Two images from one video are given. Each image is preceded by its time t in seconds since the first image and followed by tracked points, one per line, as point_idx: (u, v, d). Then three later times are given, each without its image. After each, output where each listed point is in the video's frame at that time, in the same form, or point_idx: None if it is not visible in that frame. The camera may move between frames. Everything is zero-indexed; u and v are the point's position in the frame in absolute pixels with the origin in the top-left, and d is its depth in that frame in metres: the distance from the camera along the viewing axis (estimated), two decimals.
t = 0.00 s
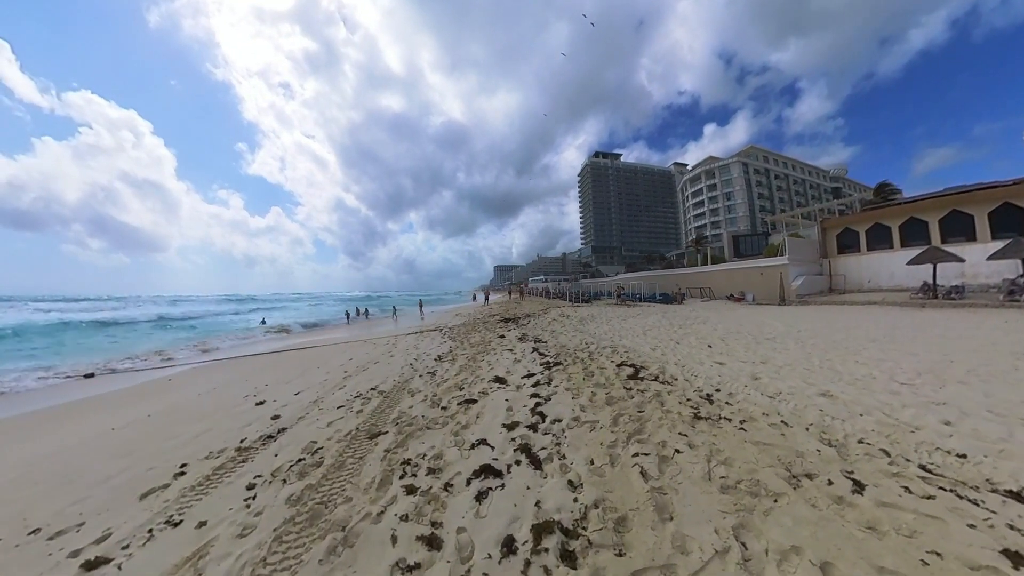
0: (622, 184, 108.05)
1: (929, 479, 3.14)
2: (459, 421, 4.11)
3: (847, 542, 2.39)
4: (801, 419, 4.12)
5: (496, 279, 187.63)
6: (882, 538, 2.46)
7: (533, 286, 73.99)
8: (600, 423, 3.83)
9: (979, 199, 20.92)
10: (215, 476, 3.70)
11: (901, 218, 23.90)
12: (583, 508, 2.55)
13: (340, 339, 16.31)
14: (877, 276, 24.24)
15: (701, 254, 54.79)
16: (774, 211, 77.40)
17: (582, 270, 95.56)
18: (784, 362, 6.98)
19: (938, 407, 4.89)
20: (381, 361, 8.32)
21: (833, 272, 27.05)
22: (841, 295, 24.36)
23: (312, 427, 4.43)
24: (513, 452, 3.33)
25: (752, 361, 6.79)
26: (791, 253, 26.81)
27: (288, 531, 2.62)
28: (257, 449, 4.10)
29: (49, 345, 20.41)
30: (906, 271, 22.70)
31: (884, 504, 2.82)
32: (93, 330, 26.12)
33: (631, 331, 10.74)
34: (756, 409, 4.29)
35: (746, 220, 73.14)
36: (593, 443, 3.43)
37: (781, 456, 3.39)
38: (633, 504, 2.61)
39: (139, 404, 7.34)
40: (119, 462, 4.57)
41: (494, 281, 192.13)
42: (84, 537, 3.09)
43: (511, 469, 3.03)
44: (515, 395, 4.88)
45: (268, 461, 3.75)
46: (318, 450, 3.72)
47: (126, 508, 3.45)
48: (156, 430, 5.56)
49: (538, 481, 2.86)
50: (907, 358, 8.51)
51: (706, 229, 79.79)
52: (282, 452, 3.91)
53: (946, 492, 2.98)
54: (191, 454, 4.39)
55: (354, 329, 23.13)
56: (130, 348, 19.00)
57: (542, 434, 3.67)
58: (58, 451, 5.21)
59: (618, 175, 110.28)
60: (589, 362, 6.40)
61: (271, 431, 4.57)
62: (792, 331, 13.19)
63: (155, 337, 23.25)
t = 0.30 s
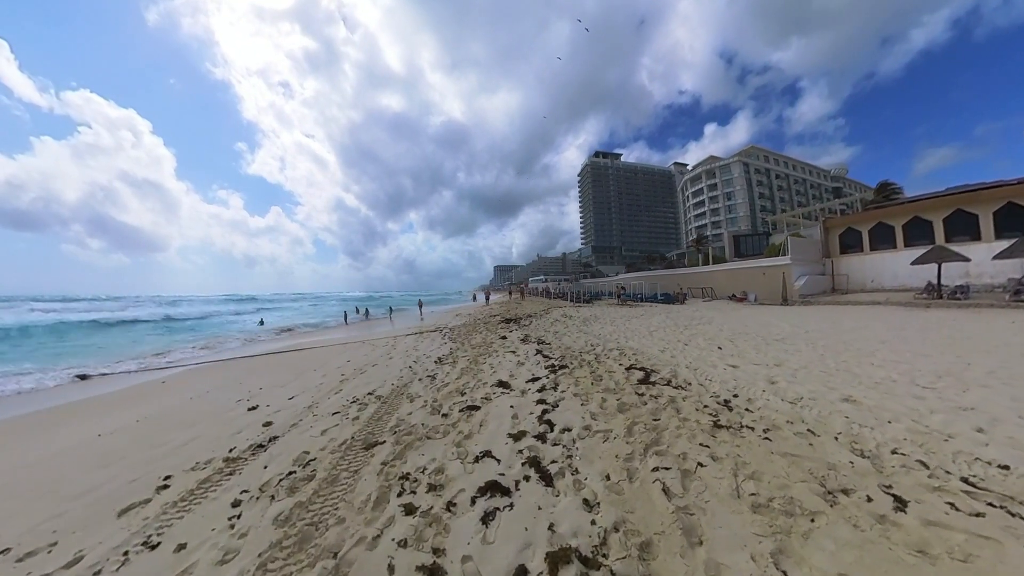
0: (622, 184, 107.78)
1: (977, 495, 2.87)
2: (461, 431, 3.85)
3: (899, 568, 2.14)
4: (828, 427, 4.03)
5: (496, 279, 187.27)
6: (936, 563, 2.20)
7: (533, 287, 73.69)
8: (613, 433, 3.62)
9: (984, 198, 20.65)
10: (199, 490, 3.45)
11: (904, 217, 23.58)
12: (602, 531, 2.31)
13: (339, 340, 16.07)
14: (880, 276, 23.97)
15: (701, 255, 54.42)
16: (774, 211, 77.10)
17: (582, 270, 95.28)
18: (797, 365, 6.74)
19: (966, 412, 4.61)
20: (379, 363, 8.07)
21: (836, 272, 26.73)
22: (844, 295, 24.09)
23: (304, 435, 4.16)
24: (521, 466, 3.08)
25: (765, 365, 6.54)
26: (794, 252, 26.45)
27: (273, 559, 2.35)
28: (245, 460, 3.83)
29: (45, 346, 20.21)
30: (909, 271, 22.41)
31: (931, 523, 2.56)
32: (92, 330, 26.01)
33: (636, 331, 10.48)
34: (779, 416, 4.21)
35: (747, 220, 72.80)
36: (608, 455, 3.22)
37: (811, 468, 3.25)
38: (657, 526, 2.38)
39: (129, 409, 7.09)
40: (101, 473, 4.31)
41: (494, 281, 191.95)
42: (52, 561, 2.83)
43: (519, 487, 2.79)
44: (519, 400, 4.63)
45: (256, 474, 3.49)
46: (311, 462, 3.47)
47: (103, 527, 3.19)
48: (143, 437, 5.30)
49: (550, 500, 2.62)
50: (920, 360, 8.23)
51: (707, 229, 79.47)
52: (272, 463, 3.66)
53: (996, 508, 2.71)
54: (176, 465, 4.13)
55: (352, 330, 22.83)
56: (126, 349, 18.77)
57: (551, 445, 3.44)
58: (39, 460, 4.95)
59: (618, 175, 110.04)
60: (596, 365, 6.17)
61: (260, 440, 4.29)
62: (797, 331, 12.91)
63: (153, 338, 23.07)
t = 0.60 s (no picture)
0: (622, 183, 107.50)
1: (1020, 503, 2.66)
2: (461, 435, 3.63)
3: None
4: (853, 432, 3.86)
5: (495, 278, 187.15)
6: None
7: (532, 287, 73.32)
8: (624, 439, 3.44)
9: (987, 196, 20.40)
10: (180, 500, 3.20)
11: (906, 216, 23.33)
12: (619, 551, 2.12)
13: (337, 340, 15.85)
14: (881, 276, 23.74)
15: (701, 254, 54.16)
16: (774, 211, 76.86)
17: (582, 270, 94.93)
18: (809, 365, 6.55)
19: (991, 413, 4.39)
20: (378, 364, 7.85)
21: (837, 272, 26.50)
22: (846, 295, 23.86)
23: (294, 440, 3.93)
24: (526, 476, 2.88)
25: (776, 366, 6.35)
26: (795, 252, 26.19)
27: None
28: (231, 467, 3.60)
29: (37, 346, 19.90)
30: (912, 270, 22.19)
31: (976, 536, 2.38)
32: (87, 330, 25.74)
33: (639, 331, 10.28)
34: (800, 419, 4.13)
35: (747, 219, 72.52)
36: (620, 464, 3.04)
37: (839, 475, 3.09)
38: (681, 543, 2.20)
39: (117, 411, 6.84)
40: (79, 481, 4.04)
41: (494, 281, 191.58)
42: None
43: (524, 500, 2.59)
44: (523, 403, 4.42)
45: (243, 482, 3.26)
46: (301, 470, 3.25)
47: (74, 541, 2.95)
48: (129, 440, 5.06)
49: (559, 516, 2.42)
50: (931, 359, 8.00)
51: (707, 229, 79.19)
52: (259, 471, 3.41)
53: None
54: (160, 471, 3.89)
55: (349, 330, 22.55)
56: (119, 350, 18.48)
57: (558, 452, 3.23)
58: (17, 465, 4.70)
59: (618, 175, 109.75)
60: (601, 366, 5.97)
61: (249, 445, 4.06)
62: (801, 331, 12.67)
63: (148, 338, 22.76)
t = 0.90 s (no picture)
0: (621, 183, 107.30)
1: None
2: (461, 442, 3.45)
3: None
4: (875, 437, 3.68)
5: (495, 278, 187.20)
6: None
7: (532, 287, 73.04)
8: (634, 447, 3.30)
9: (988, 195, 20.26)
10: (162, 512, 2.98)
11: (907, 216, 23.17)
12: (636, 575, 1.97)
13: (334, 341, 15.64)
14: (883, 276, 23.57)
15: (701, 254, 53.98)
16: (774, 211, 76.72)
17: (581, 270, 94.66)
18: (820, 367, 6.36)
19: (1013, 416, 4.21)
20: (375, 365, 7.66)
21: (838, 272, 26.31)
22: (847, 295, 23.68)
23: (285, 447, 3.73)
24: (530, 489, 2.72)
25: (785, 367, 6.17)
26: (796, 251, 26.00)
27: None
28: (218, 476, 3.39)
29: (29, 347, 19.61)
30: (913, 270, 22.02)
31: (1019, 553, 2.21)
32: (84, 330, 25.54)
33: (642, 331, 10.08)
34: (819, 424, 3.95)
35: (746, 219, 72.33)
36: (631, 475, 2.90)
37: (865, 485, 2.91)
38: (704, 566, 2.05)
39: (106, 413, 6.62)
40: (59, 489, 3.82)
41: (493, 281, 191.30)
42: None
43: (529, 515, 2.44)
44: (526, 407, 4.25)
45: (229, 492, 3.06)
46: (290, 480, 3.05)
47: (45, 557, 2.73)
48: (114, 446, 4.84)
49: (568, 533, 2.27)
50: (941, 360, 7.81)
51: (706, 229, 79.00)
52: (247, 480, 3.21)
53: None
54: (144, 479, 3.68)
55: (347, 330, 22.29)
56: (113, 350, 18.23)
57: (564, 461, 3.07)
58: None
59: (618, 174, 109.53)
60: (606, 367, 5.80)
61: (238, 452, 3.86)
62: (804, 331, 12.47)
63: (142, 338, 22.47)
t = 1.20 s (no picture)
0: (621, 183, 107.18)
1: None
2: (464, 448, 3.29)
3: None
4: (893, 439, 3.54)
5: (494, 278, 186.96)
6: None
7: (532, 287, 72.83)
8: (645, 452, 3.17)
9: (989, 195, 20.16)
10: (147, 520, 2.81)
11: (908, 215, 23.07)
12: None
13: (332, 341, 15.47)
14: (883, 275, 23.45)
15: (701, 254, 53.84)
16: (773, 211, 76.61)
17: (581, 270, 94.48)
18: (829, 367, 6.21)
19: None
20: (375, 366, 7.52)
21: (838, 272, 26.17)
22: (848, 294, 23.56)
23: (279, 452, 3.57)
24: (537, 498, 2.58)
25: (792, 367, 6.04)
26: (797, 250, 25.84)
27: None
28: (207, 483, 3.22)
29: (25, 347, 19.44)
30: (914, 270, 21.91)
31: None
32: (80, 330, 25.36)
33: (645, 331, 9.94)
34: (835, 426, 3.82)
35: (746, 219, 72.23)
36: (644, 483, 2.77)
37: (889, 491, 2.77)
38: None
39: (97, 415, 6.44)
40: (44, 495, 3.63)
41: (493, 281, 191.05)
42: None
43: (537, 527, 2.31)
44: (530, 409, 4.11)
45: (218, 501, 2.90)
46: (284, 487, 2.89)
47: (22, 569, 2.56)
48: (103, 449, 4.67)
49: (579, 548, 2.15)
50: (948, 360, 7.67)
51: (706, 229, 78.87)
52: (238, 487, 3.05)
53: None
54: (130, 486, 3.51)
55: (345, 330, 22.09)
56: (109, 351, 18.03)
57: (571, 468, 2.94)
58: None
59: (617, 174, 109.41)
60: (610, 368, 5.67)
61: (230, 457, 3.69)
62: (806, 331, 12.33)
63: (139, 339, 22.29)
